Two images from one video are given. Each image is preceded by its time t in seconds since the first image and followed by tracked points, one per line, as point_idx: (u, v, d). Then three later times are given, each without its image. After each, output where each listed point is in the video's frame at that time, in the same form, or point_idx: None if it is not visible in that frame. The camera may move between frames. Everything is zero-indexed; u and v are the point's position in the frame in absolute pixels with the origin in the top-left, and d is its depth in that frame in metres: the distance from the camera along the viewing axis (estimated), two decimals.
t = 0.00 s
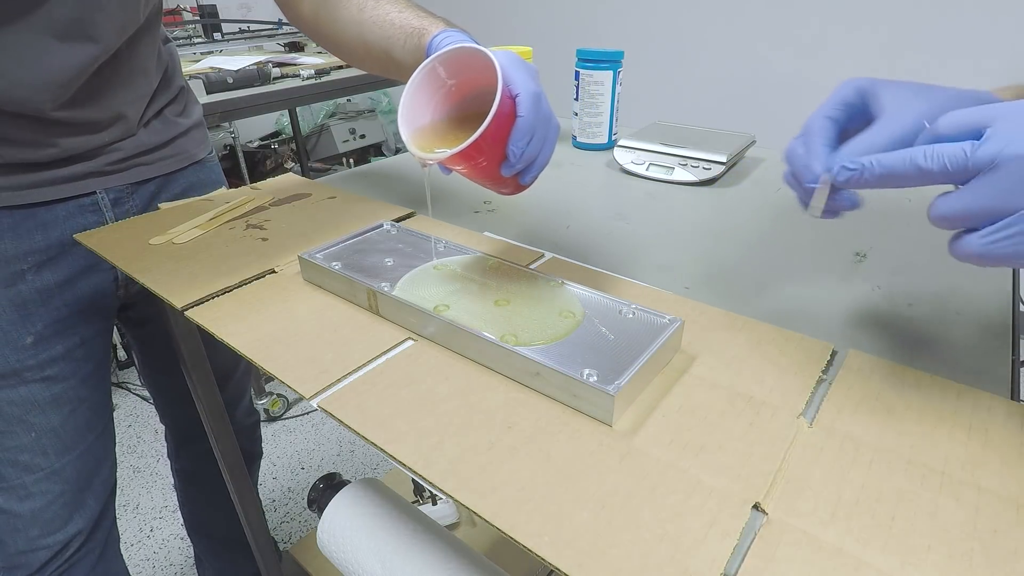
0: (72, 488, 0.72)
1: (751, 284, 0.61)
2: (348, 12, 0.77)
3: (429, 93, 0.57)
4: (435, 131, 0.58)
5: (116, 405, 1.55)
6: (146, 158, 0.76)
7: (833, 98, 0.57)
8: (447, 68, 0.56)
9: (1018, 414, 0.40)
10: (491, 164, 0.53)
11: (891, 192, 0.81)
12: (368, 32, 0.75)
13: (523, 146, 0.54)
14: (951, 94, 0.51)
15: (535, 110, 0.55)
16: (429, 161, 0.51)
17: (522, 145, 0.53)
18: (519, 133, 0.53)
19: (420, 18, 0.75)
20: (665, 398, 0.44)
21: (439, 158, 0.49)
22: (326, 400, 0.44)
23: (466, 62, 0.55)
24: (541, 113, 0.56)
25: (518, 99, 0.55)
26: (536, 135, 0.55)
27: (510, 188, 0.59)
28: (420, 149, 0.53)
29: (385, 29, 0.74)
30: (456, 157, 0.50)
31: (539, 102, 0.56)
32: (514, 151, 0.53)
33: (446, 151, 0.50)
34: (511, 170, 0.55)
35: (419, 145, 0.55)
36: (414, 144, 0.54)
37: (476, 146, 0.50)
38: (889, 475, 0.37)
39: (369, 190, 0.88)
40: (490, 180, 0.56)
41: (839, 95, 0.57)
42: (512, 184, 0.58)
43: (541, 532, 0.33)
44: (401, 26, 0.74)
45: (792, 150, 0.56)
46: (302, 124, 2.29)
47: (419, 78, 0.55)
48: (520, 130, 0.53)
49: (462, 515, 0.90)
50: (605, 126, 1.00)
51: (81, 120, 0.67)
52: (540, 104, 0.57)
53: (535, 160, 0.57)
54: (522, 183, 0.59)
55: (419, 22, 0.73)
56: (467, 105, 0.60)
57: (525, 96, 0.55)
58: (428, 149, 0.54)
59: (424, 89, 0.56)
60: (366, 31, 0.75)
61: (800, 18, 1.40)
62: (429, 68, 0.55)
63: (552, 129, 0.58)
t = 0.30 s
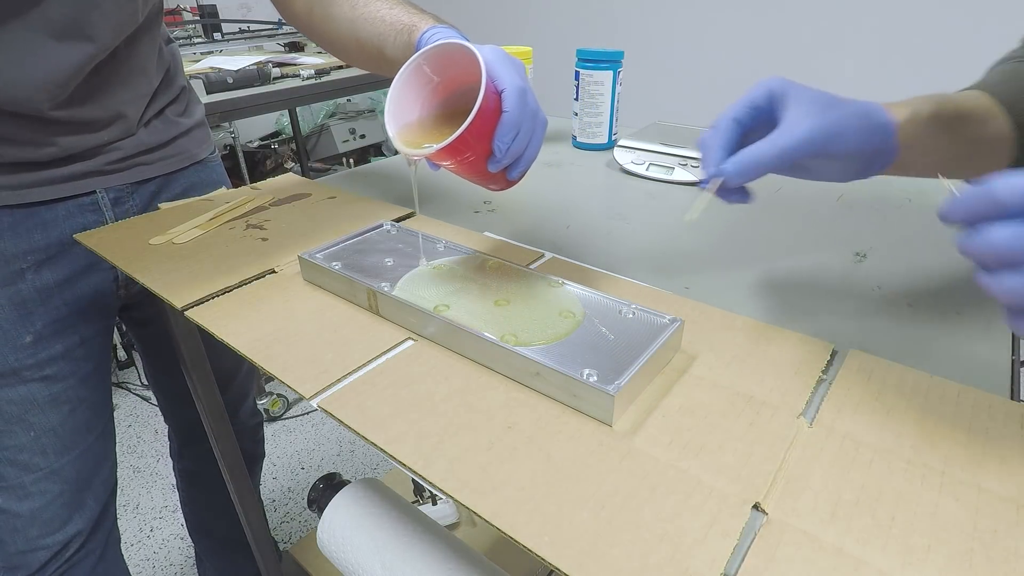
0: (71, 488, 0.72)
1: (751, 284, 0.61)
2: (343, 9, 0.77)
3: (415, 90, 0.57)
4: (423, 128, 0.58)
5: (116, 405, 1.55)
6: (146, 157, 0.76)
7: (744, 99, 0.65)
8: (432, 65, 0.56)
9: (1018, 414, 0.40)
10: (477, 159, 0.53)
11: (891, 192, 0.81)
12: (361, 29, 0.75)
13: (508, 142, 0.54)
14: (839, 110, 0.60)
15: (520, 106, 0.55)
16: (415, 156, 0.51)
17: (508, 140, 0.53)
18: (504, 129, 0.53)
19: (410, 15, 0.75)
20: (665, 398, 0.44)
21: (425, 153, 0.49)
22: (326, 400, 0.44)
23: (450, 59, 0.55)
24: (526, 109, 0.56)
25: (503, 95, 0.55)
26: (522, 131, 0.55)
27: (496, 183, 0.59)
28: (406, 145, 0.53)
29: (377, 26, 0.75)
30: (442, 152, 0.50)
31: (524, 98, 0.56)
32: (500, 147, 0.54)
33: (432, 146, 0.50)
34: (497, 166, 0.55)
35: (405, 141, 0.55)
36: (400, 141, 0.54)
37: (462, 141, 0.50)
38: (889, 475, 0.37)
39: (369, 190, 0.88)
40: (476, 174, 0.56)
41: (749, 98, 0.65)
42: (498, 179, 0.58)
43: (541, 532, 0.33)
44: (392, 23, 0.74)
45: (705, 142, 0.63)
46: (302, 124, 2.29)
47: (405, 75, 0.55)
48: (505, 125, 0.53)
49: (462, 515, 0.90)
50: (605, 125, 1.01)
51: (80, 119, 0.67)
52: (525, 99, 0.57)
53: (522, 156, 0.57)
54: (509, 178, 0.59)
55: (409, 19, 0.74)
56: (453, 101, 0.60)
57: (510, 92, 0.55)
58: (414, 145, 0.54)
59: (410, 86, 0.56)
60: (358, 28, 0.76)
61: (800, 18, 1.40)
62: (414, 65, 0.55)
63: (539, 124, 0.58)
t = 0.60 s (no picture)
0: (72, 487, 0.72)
1: (751, 283, 0.61)
2: (339, 10, 0.77)
3: (409, 91, 0.57)
4: (417, 128, 0.58)
5: (117, 405, 1.55)
6: (147, 157, 0.76)
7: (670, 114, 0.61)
8: (425, 66, 0.56)
9: (1018, 414, 0.40)
10: (469, 159, 0.53)
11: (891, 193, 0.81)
12: (355, 30, 0.76)
13: (500, 141, 0.54)
14: (757, 139, 0.56)
15: (513, 106, 0.55)
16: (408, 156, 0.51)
17: (499, 139, 0.53)
18: (497, 128, 0.53)
19: (406, 17, 0.75)
20: (666, 398, 0.44)
21: (418, 151, 0.49)
22: (327, 400, 0.44)
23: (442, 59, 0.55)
24: (519, 110, 0.56)
25: (496, 96, 0.55)
26: (514, 130, 0.55)
27: (489, 183, 0.59)
28: (399, 144, 0.53)
29: (372, 28, 0.75)
30: (435, 150, 0.50)
31: (516, 98, 0.56)
32: (492, 146, 0.53)
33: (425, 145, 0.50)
34: (489, 166, 0.55)
35: (398, 141, 0.55)
36: (393, 141, 0.54)
37: (454, 141, 0.50)
38: (889, 475, 0.37)
39: (368, 190, 0.88)
40: (468, 174, 0.56)
41: (676, 115, 0.61)
42: (491, 179, 0.58)
43: (542, 532, 0.33)
44: (387, 24, 0.74)
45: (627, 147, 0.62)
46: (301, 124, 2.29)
47: (398, 75, 0.55)
48: (498, 125, 0.53)
49: (462, 515, 0.90)
50: (605, 125, 1.01)
51: (80, 118, 0.67)
52: (518, 101, 0.57)
53: (515, 156, 0.57)
54: (502, 178, 0.59)
55: (404, 20, 0.74)
56: (447, 102, 0.59)
57: (503, 94, 0.55)
58: (407, 144, 0.54)
59: (404, 86, 0.56)
60: (353, 29, 0.76)
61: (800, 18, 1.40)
62: (407, 66, 0.55)
63: (532, 125, 0.58)
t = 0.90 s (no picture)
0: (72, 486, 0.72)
1: (752, 284, 0.61)
2: (339, 9, 0.77)
3: (409, 89, 0.57)
4: (416, 126, 0.57)
5: (117, 405, 1.55)
6: (146, 156, 0.76)
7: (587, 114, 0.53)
8: (425, 65, 0.56)
9: (1018, 414, 0.41)
10: (469, 157, 0.53)
11: (891, 193, 0.81)
12: (355, 29, 0.76)
13: (500, 140, 0.54)
14: (690, 147, 0.54)
15: (512, 106, 0.55)
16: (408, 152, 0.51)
17: (499, 137, 0.53)
18: (496, 127, 0.53)
19: (405, 16, 0.75)
20: (666, 398, 0.44)
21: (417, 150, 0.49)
22: (327, 400, 0.44)
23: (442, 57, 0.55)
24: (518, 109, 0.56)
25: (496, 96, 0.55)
26: (514, 129, 0.55)
27: (487, 183, 0.59)
28: (399, 142, 0.53)
29: (371, 27, 0.75)
30: (434, 149, 0.50)
31: (516, 98, 0.56)
32: (492, 144, 0.53)
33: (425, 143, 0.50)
34: (489, 164, 0.55)
35: (398, 138, 0.54)
36: (393, 139, 0.53)
37: (453, 139, 0.50)
38: (889, 475, 0.37)
39: (368, 190, 0.88)
40: (468, 173, 0.56)
41: (598, 114, 0.53)
42: (491, 178, 0.58)
43: (542, 532, 0.33)
44: (387, 24, 0.74)
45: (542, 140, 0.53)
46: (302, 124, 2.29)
47: (397, 73, 0.55)
48: (497, 123, 0.53)
49: (462, 515, 0.90)
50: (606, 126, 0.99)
51: (79, 118, 0.67)
52: (516, 99, 0.57)
53: (515, 156, 0.57)
54: (502, 178, 0.58)
55: (404, 20, 0.74)
56: (446, 101, 0.59)
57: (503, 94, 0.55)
58: (407, 141, 0.53)
59: (403, 84, 0.56)
60: (353, 28, 0.76)
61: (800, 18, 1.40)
62: (406, 64, 0.55)
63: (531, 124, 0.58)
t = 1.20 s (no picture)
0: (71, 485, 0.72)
1: (752, 284, 0.61)
2: (338, 13, 0.77)
3: (411, 93, 0.57)
4: (419, 130, 0.57)
5: (117, 406, 1.55)
6: (143, 156, 0.76)
7: (539, 182, 0.47)
8: (427, 67, 0.56)
9: (1018, 415, 0.41)
10: (473, 159, 0.53)
11: (891, 193, 0.81)
12: (355, 33, 0.76)
13: (503, 142, 0.54)
14: (651, 183, 0.50)
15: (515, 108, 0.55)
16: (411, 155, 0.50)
17: (503, 139, 0.53)
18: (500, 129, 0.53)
19: (406, 19, 0.75)
20: (666, 398, 0.44)
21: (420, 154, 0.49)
22: (327, 400, 0.44)
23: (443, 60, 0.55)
24: (520, 111, 0.56)
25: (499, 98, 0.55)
26: (517, 131, 0.55)
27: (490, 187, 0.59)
28: (402, 145, 0.53)
29: (371, 31, 0.75)
30: (437, 153, 0.49)
31: (519, 101, 0.57)
32: (495, 146, 0.53)
33: (428, 146, 0.50)
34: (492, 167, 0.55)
35: (401, 142, 0.54)
36: (395, 142, 0.53)
37: (455, 143, 0.50)
38: (889, 475, 0.37)
39: (369, 191, 0.88)
40: (470, 177, 0.55)
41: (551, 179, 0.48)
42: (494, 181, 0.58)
43: (541, 532, 0.33)
44: (387, 27, 0.74)
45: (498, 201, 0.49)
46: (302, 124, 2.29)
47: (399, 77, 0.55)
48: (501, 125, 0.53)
49: (462, 515, 0.89)
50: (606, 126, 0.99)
51: (76, 118, 0.67)
52: (520, 102, 0.57)
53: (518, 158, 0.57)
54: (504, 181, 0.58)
55: (404, 23, 0.74)
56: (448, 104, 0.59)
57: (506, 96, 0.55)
58: (410, 144, 0.53)
59: (405, 88, 0.56)
60: (353, 32, 0.76)
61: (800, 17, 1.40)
62: (408, 67, 0.55)
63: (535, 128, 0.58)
